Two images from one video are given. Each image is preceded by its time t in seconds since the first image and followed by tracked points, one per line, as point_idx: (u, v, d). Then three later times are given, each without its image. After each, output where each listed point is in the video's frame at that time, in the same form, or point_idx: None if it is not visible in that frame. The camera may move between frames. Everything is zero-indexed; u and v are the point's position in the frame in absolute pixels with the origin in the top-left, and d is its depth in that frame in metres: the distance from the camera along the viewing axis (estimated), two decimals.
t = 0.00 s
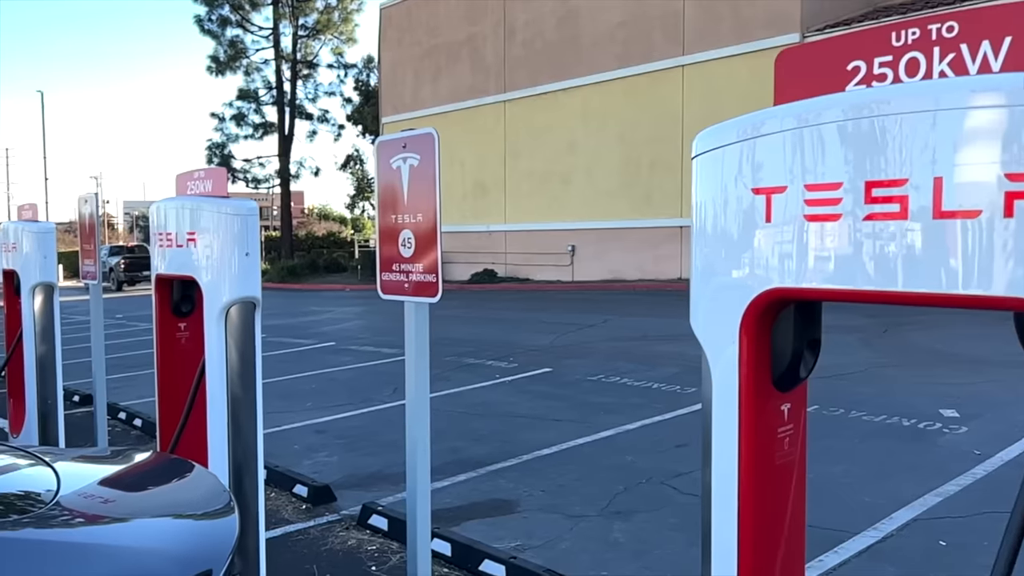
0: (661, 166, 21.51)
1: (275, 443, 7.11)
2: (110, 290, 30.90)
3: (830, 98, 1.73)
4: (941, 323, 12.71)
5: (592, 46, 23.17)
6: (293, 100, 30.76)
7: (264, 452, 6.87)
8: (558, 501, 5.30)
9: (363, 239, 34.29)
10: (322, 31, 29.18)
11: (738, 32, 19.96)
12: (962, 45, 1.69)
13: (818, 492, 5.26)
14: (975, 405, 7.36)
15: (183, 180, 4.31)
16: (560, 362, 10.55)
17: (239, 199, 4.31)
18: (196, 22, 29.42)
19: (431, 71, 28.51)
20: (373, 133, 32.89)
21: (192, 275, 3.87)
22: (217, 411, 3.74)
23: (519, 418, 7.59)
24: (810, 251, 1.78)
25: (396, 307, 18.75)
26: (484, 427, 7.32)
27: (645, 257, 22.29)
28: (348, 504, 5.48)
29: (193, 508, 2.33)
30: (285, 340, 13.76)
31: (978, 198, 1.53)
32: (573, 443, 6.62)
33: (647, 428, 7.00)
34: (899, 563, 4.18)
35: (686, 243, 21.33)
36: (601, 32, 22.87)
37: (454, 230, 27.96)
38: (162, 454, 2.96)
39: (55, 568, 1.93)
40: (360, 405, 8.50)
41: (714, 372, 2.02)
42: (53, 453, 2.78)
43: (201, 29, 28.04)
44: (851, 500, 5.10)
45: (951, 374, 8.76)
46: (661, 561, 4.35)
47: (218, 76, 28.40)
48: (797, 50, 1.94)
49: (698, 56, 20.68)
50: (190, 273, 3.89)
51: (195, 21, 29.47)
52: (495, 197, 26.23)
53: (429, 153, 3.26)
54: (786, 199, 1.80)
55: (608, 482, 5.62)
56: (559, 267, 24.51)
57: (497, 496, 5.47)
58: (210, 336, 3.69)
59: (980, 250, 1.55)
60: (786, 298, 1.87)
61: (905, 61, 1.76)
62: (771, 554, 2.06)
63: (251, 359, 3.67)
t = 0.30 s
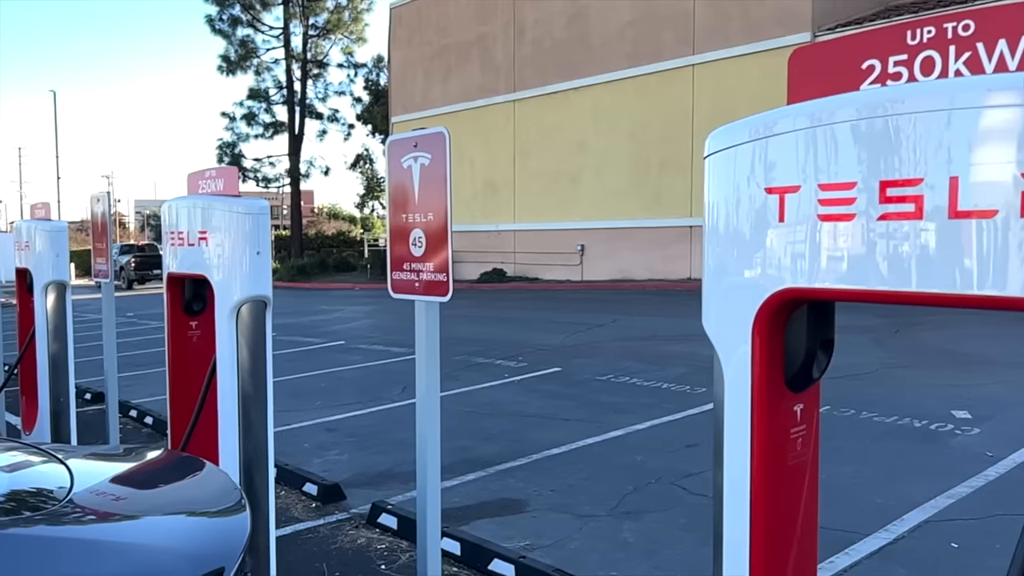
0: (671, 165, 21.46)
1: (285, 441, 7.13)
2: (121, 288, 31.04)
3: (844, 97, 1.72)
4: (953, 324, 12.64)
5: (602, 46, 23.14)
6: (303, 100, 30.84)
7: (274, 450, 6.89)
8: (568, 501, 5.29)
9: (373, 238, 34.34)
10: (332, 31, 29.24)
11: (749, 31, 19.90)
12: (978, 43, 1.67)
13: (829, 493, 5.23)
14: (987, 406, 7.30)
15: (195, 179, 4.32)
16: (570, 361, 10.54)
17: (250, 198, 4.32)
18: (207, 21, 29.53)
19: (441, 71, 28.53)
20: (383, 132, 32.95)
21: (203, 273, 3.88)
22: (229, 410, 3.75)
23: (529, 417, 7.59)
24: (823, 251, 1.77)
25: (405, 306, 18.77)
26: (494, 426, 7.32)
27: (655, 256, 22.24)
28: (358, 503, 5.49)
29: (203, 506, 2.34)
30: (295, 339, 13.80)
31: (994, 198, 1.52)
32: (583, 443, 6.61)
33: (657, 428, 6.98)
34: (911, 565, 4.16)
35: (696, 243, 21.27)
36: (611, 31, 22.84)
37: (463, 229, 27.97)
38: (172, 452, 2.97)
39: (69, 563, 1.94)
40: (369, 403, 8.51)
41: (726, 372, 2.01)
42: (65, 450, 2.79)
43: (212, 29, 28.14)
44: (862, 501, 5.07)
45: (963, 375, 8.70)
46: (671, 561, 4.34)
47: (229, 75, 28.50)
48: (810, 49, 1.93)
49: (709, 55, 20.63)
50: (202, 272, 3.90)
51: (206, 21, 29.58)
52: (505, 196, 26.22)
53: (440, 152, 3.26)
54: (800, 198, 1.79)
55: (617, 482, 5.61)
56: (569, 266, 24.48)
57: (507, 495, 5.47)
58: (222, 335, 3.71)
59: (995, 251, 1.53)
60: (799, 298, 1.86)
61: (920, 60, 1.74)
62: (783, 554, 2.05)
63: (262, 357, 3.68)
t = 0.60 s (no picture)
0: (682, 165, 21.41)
1: (296, 439, 7.15)
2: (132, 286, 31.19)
3: (857, 95, 1.71)
4: (966, 324, 12.56)
5: (612, 44, 23.11)
6: (314, 99, 30.91)
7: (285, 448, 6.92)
8: (578, 500, 5.29)
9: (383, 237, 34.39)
10: (343, 30, 29.30)
11: (761, 30, 19.85)
12: (995, 42, 1.66)
13: (840, 494, 5.21)
14: (1000, 407, 7.26)
15: (207, 177, 4.33)
16: (580, 361, 10.53)
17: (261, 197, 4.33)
18: (219, 21, 29.63)
19: (451, 70, 28.55)
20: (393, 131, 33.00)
21: (215, 271, 3.90)
22: (240, 407, 3.76)
23: (539, 416, 7.59)
24: (836, 251, 1.76)
25: (415, 305, 18.80)
26: (504, 425, 7.32)
27: (665, 256, 22.19)
28: (368, 501, 5.50)
29: (213, 503, 2.34)
30: (306, 338, 13.84)
31: (1012, 198, 1.51)
32: (593, 443, 6.60)
33: (667, 428, 6.96)
34: (923, 567, 4.13)
35: (706, 242, 21.22)
36: (622, 30, 22.80)
37: (474, 228, 27.98)
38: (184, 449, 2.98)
39: (82, 560, 1.95)
40: (379, 402, 8.53)
41: (739, 372, 2.00)
42: (77, 446, 2.81)
43: (224, 28, 28.24)
44: (873, 502, 5.05)
45: (975, 376, 8.65)
46: (681, 561, 4.33)
47: (240, 74, 28.59)
48: (825, 47, 1.92)
49: (720, 54, 20.57)
50: (213, 270, 3.91)
51: (217, 20, 29.68)
52: (515, 195, 26.21)
53: (452, 151, 3.26)
54: (814, 197, 1.78)
55: (627, 482, 5.61)
56: (578, 266, 24.45)
57: (516, 494, 5.47)
58: (233, 332, 3.72)
59: (1012, 250, 1.52)
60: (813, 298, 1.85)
61: (936, 59, 1.73)
62: (796, 555, 2.04)
63: (273, 355, 3.69)
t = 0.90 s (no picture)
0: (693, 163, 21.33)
1: (307, 436, 7.17)
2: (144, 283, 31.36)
3: (873, 92, 1.70)
4: (980, 324, 12.47)
5: (623, 43, 23.06)
6: (325, 97, 30.98)
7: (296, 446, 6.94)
8: (588, 499, 5.28)
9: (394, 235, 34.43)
10: (354, 29, 29.34)
11: (773, 28, 19.77)
12: (1014, 38, 1.63)
13: (852, 495, 5.18)
14: (1015, 408, 7.20)
15: (219, 176, 4.34)
16: (590, 359, 10.51)
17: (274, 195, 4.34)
18: (231, 19, 29.72)
19: (462, 68, 28.53)
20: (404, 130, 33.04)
21: (227, 270, 3.91)
22: (252, 404, 3.77)
23: (549, 415, 7.58)
24: (851, 250, 1.74)
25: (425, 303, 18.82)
26: (514, 423, 7.32)
27: (676, 255, 22.13)
28: (379, 498, 5.51)
29: (225, 500, 2.35)
30: (316, 335, 13.87)
31: None
32: (603, 442, 6.59)
33: (678, 428, 6.94)
34: (936, 568, 4.10)
35: (718, 241, 21.14)
36: (634, 29, 22.74)
37: (484, 227, 27.98)
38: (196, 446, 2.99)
39: (98, 556, 1.96)
40: (390, 400, 8.54)
41: (753, 371, 1.99)
42: (90, 443, 2.83)
43: (236, 27, 28.33)
44: (886, 502, 5.02)
45: (989, 376, 8.59)
46: (693, 561, 4.32)
47: (252, 73, 28.68)
48: (840, 45, 1.91)
49: (732, 52, 20.50)
50: (226, 268, 3.92)
51: (229, 19, 29.77)
52: (525, 194, 26.18)
53: (464, 149, 3.26)
54: (829, 195, 1.77)
55: (638, 481, 5.59)
56: (589, 264, 24.41)
57: (527, 493, 5.46)
58: (246, 330, 3.73)
59: None
60: (827, 296, 1.83)
61: (954, 55, 1.72)
62: (810, 555, 2.03)
63: (285, 353, 3.71)
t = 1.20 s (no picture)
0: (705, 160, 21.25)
1: (319, 434, 7.19)
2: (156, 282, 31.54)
3: (890, 88, 1.68)
4: (995, 322, 12.39)
5: (634, 40, 23.00)
6: (337, 96, 31.05)
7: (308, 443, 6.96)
8: (600, 497, 5.27)
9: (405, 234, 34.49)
10: (366, 27, 29.40)
11: (786, 24, 19.71)
12: None
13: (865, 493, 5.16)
14: None
15: (232, 175, 4.35)
16: (601, 357, 10.50)
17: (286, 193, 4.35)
18: (242, 19, 29.81)
19: (473, 67, 28.54)
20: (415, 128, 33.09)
21: (240, 268, 3.92)
22: (265, 402, 3.78)
23: (560, 413, 7.58)
24: (866, 248, 1.73)
25: (436, 301, 18.84)
26: (525, 421, 7.31)
27: (687, 253, 22.08)
28: (390, 496, 5.52)
29: (238, 497, 2.36)
30: (328, 333, 13.92)
31: None
32: (614, 440, 6.58)
33: (690, 426, 6.92)
34: (951, 568, 4.07)
35: (730, 238, 21.07)
36: (645, 26, 22.66)
37: (495, 225, 27.98)
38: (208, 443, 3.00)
39: (112, 554, 1.97)
40: (401, 397, 8.56)
41: (767, 368, 1.98)
42: (104, 440, 2.84)
43: (248, 26, 28.42)
44: (900, 502, 4.98)
45: (1004, 374, 8.53)
46: (705, 560, 4.30)
47: (264, 72, 28.77)
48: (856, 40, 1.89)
49: (745, 49, 20.43)
50: (239, 267, 3.94)
51: (241, 18, 29.87)
52: (536, 192, 26.16)
53: (476, 147, 3.25)
54: (845, 192, 1.75)
55: (649, 479, 5.58)
56: (599, 262, 24.38)
57: (538, 491, 5.46)
58: (259, 328, 3.74)
59: None
60: (843, 294, 1.82)
61: (972, 50, 1.70)
62: (824, 555, 2.02)
63: (298, 351, 3.72)
